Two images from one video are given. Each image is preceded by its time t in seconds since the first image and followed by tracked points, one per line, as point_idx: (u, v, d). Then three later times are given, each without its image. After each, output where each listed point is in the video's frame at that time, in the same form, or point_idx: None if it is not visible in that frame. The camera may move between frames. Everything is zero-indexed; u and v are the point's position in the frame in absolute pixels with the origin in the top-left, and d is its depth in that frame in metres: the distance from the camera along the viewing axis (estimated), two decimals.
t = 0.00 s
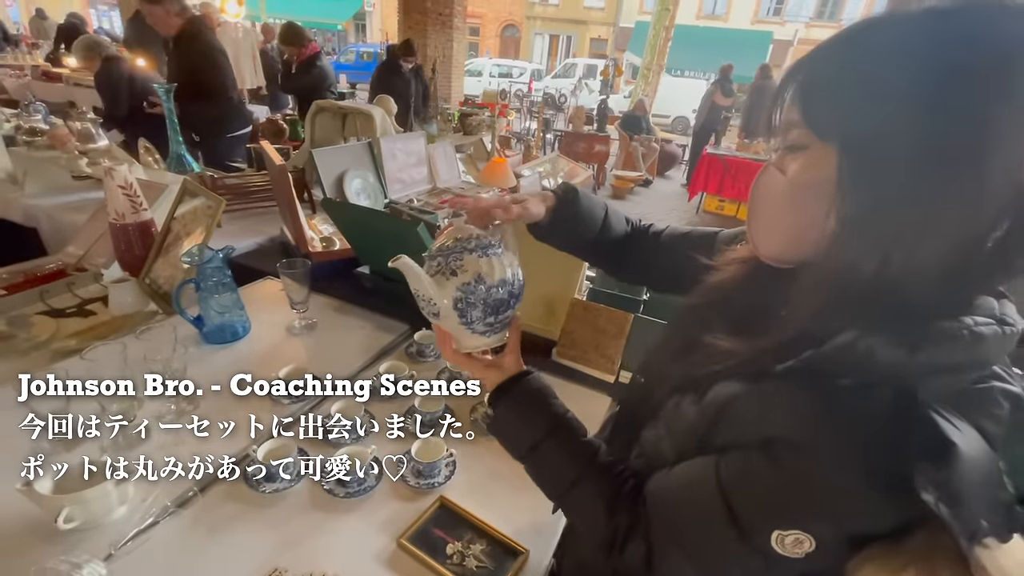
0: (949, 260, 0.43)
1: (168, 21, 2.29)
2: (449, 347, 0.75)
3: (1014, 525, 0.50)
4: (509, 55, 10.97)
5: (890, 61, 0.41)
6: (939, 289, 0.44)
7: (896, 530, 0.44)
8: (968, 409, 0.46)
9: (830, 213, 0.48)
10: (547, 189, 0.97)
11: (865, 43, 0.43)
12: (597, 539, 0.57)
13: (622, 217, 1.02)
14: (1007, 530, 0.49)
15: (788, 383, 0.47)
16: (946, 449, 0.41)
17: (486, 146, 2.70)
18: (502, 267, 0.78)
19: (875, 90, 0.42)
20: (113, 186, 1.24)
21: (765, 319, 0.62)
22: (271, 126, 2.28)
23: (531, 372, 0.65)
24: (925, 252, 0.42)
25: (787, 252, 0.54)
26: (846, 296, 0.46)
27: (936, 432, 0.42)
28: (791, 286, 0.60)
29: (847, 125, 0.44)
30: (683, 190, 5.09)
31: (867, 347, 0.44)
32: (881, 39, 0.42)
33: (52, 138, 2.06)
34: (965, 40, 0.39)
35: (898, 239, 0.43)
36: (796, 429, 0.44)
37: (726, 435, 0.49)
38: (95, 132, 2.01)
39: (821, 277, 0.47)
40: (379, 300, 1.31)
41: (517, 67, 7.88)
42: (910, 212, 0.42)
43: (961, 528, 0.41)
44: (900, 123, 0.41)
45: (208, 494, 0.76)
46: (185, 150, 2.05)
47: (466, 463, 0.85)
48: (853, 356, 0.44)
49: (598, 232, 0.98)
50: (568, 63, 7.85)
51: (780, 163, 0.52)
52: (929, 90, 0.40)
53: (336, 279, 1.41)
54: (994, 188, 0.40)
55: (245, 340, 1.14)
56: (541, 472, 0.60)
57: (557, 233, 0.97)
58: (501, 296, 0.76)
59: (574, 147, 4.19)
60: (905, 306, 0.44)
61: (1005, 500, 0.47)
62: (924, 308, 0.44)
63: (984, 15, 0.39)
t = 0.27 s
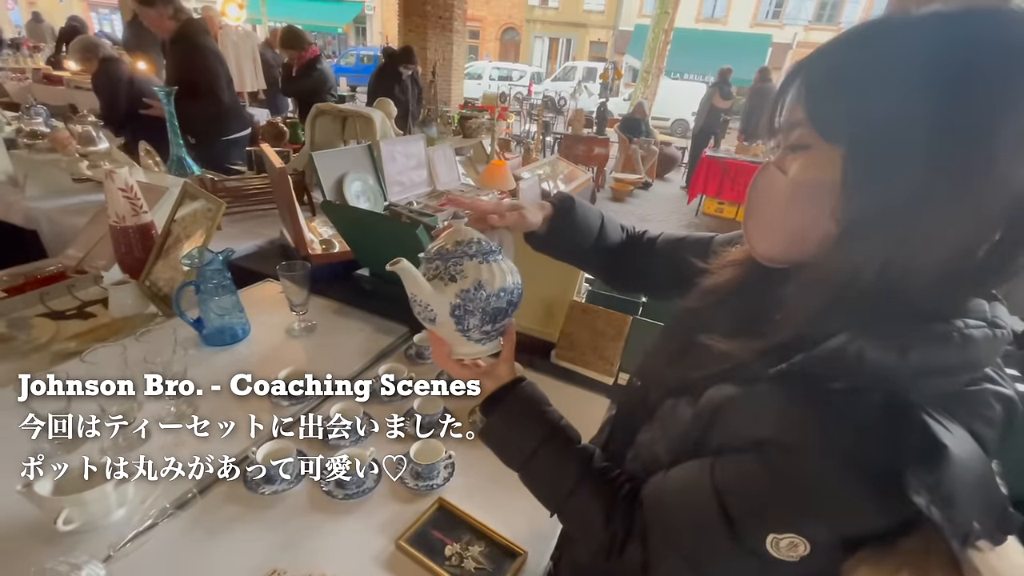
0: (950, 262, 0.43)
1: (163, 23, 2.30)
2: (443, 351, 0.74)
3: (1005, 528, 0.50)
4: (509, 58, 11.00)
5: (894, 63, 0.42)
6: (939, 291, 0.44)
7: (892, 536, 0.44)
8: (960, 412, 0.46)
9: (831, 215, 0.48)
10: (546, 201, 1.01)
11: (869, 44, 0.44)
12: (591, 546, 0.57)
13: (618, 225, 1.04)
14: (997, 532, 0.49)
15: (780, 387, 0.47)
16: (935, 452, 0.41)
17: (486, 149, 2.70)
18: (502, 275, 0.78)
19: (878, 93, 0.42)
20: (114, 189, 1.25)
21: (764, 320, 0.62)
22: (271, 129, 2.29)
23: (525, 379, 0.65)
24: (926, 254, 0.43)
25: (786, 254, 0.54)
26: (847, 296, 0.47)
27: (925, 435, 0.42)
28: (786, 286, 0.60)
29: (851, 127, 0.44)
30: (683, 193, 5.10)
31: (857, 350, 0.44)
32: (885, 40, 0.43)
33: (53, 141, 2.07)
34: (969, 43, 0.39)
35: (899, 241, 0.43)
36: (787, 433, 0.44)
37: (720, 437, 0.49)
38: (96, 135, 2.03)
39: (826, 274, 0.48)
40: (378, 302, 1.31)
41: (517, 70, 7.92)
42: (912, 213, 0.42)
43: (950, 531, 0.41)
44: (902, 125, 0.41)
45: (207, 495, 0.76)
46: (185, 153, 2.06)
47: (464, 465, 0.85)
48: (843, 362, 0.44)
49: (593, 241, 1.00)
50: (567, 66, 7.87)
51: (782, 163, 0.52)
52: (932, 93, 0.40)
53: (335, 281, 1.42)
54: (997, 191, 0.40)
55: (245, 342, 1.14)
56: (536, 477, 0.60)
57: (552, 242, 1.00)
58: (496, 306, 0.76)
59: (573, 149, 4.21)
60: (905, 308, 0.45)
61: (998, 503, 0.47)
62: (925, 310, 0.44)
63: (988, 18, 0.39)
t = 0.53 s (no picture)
0: (953, 267, 0.43)
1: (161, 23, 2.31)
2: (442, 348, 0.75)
3: (1004, 535, 0.50)
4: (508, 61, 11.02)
5: (895, 67, 0.41)
6: (942, 296, 0.43)
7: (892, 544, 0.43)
8: (960, 418, 0.46)
9: (833, 220, 0.48)
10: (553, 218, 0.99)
11: (870, 48, 0.43)
12: (591, 547, 0.57)
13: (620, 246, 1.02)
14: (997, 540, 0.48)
15: (777, 392, 0.47)
16: (932, 459, 0.41)
17: (485, 151, 2.70)
18: (504, 270, 0.78)
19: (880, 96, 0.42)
20: (112, 191, 1.25)
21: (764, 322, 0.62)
22: (270, 131, 2.29)
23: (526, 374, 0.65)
24: (929, 259, 0.42)
25: (786, 260, 0.54)
26: (848, 303, 0.47)
27: (921, 442, 0.42)
28: (784, 293, 0.59)
29: (853, 131, 0.44)
30: (682, 194, 5.10)
31: (855, 356, 0.43)
32: (885, 44, 0.42)
33: (52, 143, 2.06)
34: (971, 45, 0.39)
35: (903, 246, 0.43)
36: (785, 439, 0.44)
37: (716, 438, 0.49)
38: (94, 137, 2.02)
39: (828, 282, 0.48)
40: (377, 304, 1.31)
41: (516, 73, 7.93)
42: (915, 217, 0.42)
43: (946, 538, 0.41)
44: (905, 129, 0.41)
45: (205, 498, 0.76)
46: (184, 155, 2.06)
47: (463, 468, 0.85)
48: (842, 367, 0.44)
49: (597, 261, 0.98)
50: (566, 68, 7.88)
51: (781, 168, 0.52)
52: (933, 97, 0.40)
53: (333, 283, 1.41)
54: (1001, 195, 0.40)
55: (243, 345, 1.14)
56: (533, 477, 0.60)
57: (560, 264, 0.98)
58: (500, 298, 0.76)
59: (572, 152, 4.21)
60: (908, 314, 0.44)
61: (998, 510, 0.46)
62: (928, 315, 0.44)
63: (991, 20, 0.39)
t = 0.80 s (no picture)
0: (954, 270, 0.42)
1: (160, 24, 2.32)
2: (444, 343, 0.73)
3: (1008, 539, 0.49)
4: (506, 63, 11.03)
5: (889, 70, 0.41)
6: (942, 299, 0.44)
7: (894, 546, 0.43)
8: (965, 423, 0.45)
9: (835, 224, 0.48)
10: (545, 240, 0.97)
11: (864, 52, 0.43)
12: (585, 544, 0.56)
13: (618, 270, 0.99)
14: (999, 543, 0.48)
15: (777, 393, 0.47)
16: (934, 463, 0.41)
17: (484, 153, 2.70)
18: (504, 265, 0.78)
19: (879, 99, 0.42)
20: (110, 194, 1.24)
21: (766, 324, 0.61)
22: (269, 134, 2.28)
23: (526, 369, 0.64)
24: (932, 261, 0.42)
25: (789, 264, 0.54)
26: (851, 308, 0.47)
27: (923, 445, 0.42)
28: (789, 297, 0.59)
29: (853, 136, 0.44)
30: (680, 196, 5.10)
31: (855, 358, 0.43)
32: (882, 48, 0.42)
33: (50, 146, 2.06)
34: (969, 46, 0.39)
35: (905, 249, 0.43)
36: (785, 440, 0.44)
37: (715, 436, 0.48)
38: (92, 140, 2.01)
39: (833, 288, 0.48)
40: (376, 307, 1.30)
41: (514, 75, 7.95)
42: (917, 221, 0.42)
43: (948, 543, 0.41)
44: (905, 132, 0.41)
45: (203, 502, 0.75)
46: (182, 158, 2.06)
47: (462, 470, 0.84)
48: (842, 368, 0.44)
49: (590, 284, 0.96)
50: (564, 70, 7.88)
51: (783, 173, 0.52)
52: (933, 99, 0.40)
53: (332, 285, 1.41)
54: (1006, 196, 0.40)
55: (241, 347, 1.14)
56: (532, 473, 0.60)
57: (554, 286, 0.97)
58: (501, 293, 0.77)
59: (571, 153, 4.22)
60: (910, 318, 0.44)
61: (1001, 516, 0.46)
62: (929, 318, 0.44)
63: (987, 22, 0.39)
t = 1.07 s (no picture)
0: (969, 272, 0.42)
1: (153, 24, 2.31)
2: (448, 346, 0.72)
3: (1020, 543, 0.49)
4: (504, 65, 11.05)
5: (904, 71, 0.41)
6: (956, 301, 0.43)
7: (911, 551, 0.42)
8: (984, 426, 0.44)
9: (847, 229, 0.48)
10: (523, 246, 0.98)
11: (876, 54, 0.43)
12: (586, 541, 0.56)
13: (607, 274, 0.99)
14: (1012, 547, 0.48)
15: (789, 397, 0.46)
16: (949, 466, 0.41)
17: (483, 155, 2.70)
18: (498, 264, 0.79)
19: (893, 101, 0.42)
20: (108, 196, 1.24)
21: (770, 326, 0.61)
22: (267, 136, 2.28)
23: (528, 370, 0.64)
24: (948, 264, 0.42)
25: (800, 267, 0.53)
26: (865, 311, 0.46)
27: (939, 448, 0.41)
28: (799, 300, 0.58)
29: (866, 139, 0.44)
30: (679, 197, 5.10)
31: (872, 361, 0.43)
32: (896, 49, 0.42)
33: (48, 148, 2.05)
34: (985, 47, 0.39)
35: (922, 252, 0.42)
36: (799, 443, 0.43)
37: (727, 438, 0.48)
38: (91, 142, 2.01)
39: (848, 292, 0.48)
40: (375, 309, 1.30)
41: (513, 77, 7.97)
42: (933, 223, 0.41)
43: (967, 549, 0.40)
44: (921, 134, 0.41)
45: (202, 507, 0.75)
46: (181, 159, 2.06)
47: (463, 474, 0.84)
48: (858, 373, 0.44)
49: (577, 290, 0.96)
50: (563, 72, 7.89)
51: (794, 178, 0.52)
52: (945, 105, 0.40)
53: (331, 288, 1.40)
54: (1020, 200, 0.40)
55: (240, 350, 1.13)
56: (533, 470, 0.60)
57: (535, 292, 0.98)
58: (499, 291, 0.77)
59: (569, 155, 4.22)
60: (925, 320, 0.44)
61: (1012, 520, 0.46)
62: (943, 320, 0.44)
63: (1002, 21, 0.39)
